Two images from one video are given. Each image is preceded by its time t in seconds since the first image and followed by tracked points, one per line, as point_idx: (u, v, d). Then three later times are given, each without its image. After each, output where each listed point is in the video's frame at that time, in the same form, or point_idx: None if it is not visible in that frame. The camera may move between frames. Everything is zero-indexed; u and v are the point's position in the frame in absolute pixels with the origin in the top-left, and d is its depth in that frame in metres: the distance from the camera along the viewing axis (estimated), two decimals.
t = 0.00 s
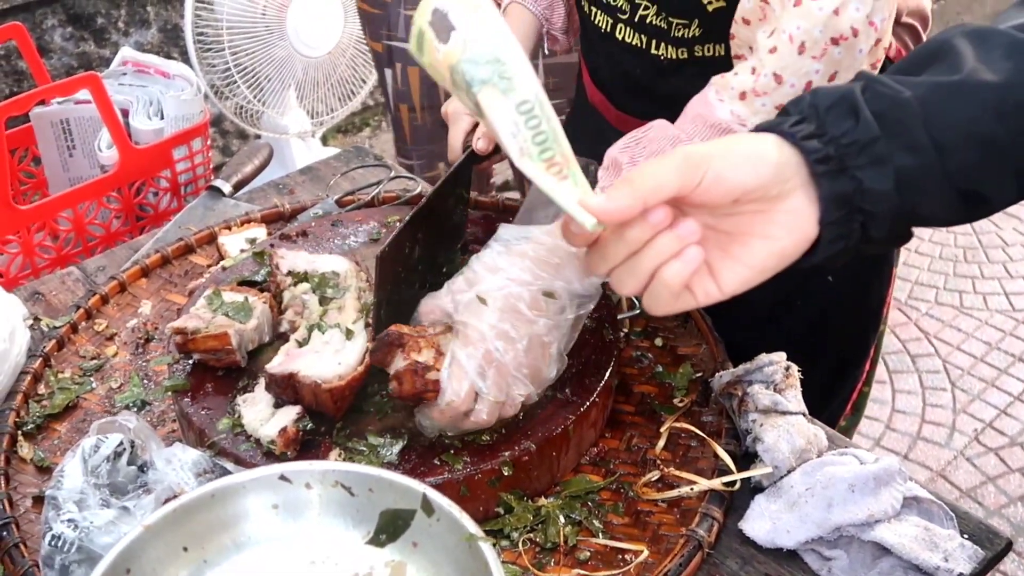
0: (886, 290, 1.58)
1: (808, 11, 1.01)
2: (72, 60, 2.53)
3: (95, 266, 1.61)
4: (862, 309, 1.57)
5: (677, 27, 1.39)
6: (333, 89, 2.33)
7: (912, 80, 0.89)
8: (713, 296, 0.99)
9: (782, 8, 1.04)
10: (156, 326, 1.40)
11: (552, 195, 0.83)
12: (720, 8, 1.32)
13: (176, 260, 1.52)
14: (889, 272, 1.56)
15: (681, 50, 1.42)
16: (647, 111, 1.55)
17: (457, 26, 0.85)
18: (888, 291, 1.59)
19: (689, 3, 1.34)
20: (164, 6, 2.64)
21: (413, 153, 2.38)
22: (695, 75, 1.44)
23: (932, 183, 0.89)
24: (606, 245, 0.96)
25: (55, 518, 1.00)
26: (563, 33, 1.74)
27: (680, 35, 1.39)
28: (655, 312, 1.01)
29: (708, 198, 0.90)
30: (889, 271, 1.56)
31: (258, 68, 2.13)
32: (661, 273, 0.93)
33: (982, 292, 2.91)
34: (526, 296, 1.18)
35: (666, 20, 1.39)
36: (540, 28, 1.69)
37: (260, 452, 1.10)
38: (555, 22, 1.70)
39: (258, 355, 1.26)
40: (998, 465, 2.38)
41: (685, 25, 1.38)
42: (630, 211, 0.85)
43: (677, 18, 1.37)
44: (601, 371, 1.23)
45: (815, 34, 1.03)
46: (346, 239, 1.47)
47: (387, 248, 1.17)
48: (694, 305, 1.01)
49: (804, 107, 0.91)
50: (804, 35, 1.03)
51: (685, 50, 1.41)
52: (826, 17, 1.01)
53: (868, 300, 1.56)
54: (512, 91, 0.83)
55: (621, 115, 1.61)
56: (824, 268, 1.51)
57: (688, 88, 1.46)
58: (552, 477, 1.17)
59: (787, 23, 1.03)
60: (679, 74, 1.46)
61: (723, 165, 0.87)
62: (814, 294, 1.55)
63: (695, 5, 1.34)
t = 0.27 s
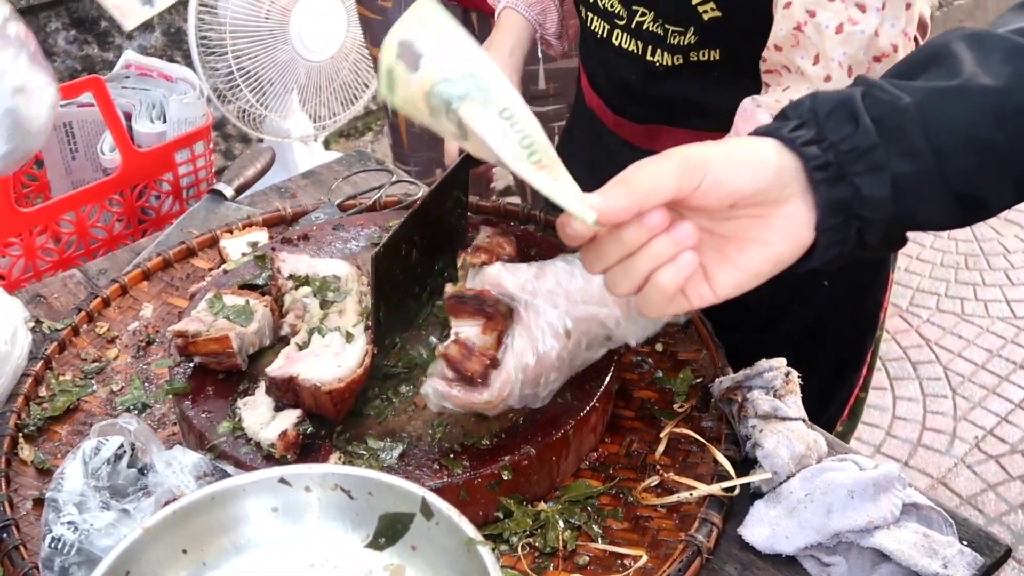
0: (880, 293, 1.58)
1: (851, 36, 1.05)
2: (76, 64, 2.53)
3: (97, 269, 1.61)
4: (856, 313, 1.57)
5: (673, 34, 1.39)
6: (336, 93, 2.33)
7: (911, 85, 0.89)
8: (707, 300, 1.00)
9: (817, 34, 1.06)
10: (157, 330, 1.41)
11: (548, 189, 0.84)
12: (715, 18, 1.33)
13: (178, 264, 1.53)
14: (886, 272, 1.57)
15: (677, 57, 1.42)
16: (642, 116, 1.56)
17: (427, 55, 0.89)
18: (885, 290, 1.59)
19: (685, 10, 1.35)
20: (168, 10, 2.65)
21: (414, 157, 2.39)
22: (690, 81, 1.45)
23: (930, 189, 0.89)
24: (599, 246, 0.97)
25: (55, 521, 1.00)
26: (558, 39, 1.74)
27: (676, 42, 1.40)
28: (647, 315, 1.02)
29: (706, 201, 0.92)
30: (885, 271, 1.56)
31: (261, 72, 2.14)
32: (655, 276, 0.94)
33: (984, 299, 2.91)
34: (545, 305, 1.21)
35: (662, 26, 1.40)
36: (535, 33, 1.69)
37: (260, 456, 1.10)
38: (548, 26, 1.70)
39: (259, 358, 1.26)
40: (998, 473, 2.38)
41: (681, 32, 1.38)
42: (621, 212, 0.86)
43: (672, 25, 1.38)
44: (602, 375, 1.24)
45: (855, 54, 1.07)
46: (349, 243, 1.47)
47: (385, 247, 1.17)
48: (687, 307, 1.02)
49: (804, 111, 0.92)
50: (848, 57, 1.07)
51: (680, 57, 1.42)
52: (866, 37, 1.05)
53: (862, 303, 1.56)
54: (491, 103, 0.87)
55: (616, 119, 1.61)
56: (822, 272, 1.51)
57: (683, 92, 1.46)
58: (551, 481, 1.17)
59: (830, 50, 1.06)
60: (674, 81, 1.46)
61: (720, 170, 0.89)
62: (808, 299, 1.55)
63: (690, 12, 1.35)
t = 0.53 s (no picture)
0: (881, 294, 1.56)
1: (824, 62, 1.07)
2: (78, 65, 2.53)
3: (99, 270, 1.61)
4: (857, 313, 1.56)
5: (676, 41, 1.41)
6: (338, 96, 2.34)
7: (932, 84, 0.90)
8: (728, 296, 1.01)
9: (793, 58, 1.09)
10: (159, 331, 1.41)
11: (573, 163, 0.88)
12: (716, 28, 1.35)
13: (180, 265, 1.53)
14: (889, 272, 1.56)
15: (680, 62, 1.43)
16: (645, 116, 1.55)
17: (409, 77, 0.93)
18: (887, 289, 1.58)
19: (685, 18, 1.37)
20: (171, 11, 2.65)
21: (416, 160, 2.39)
22: (692, 85, 1.45)
23: (952, 188, 0.90)
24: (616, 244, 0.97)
25: (55, 521, 1.00)
26: (559, 40, 1.74)
27: (679, 49, 1.42)
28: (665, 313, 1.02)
29: (725, 195, 0.92)
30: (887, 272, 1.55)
31: (264, 75, 2.13)
32: (676, 271, 0.94)
33: (985, 304, 2.91)
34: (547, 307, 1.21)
35: (666, 33, 1.41)
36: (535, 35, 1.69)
37: (261, 458, 1.10)
38: (549, 28, 1.70)
39: (260, 359, 1.26)
40: (1000, 478, 2.37)
41: (683, 40, 1.40)
42: (641, 199, 0.86)
43: (675, 32, 1.40)
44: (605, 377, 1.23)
45: (827, 83, 1.09)
46: (351, 244, 1.47)
47: (387, 251, 1.16)
48: (706, 305, 1.03)
49: (826, 107, 0.91)
50: (819, 84, 1.09)
51: (681, 63, 1.43)
52: (839, 66, 1.08)
53: (862, 304, 1.55)
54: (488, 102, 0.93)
55: (619, 119, 1.61)
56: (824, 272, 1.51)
57: (684, 96, 1.47)
58: (553, 484, 1.17)
59: (803, 75, 1.09)
60: (674, 86, 1.47)
61: (741, 163, 0.89)
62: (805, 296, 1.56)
63: (692, 20, 1.36)
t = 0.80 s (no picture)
0: (882, 292, 1.55)
1: (862, 62, 1.06)
2: (83, 65, 2.53)
3: (103, 270, 1.61)
4: (857, 311, 1.55)
5: (676, 42, 1.41)
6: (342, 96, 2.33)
7: (945, 67, 0.89)
8: (736, 280, 0.97)
9: (828, 63, 1.08)
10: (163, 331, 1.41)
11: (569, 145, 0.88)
12: (717, 29, 1.35)
13: (184, 265, 1.53)
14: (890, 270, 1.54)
15: (680, 63, 1.44)
16: (645, 116, 1.55)
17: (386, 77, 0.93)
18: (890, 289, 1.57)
19: (686, 19, 1.37)
20: (175, 12, 2.65)
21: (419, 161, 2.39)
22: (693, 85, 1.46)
23: (961, 173, 0.89)
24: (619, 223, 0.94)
25: (60, 522, 1.00)
26: (561, 41, 1.74)
27: (679, 50, 1.42)
28: (672, 297, 0.98)
29: (735, 171, 0.87)
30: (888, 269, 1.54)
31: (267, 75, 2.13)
32: (687, 254, 0.91)
33: (989, 305, 2.91)
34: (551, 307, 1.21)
35: (667, 33, 1.41)
36: (537, 36, 1.69)
37: (265, 459, 1.10)
38: (551, 29, 1.70)
39: (264, 360, 1.26)
40: (1004, 479, 2.37)
41: (683, 40, 1.40)
42: (642, 174, 0.84)
43: (676, 33, 1.40)
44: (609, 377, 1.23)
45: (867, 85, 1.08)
46: (356, 245, 1.47)
47: (390, 253, 1.16)
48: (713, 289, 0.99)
49: (836, 87, 0.89)
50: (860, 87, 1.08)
51: (681, 63, 1.44)
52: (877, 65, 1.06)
53: (862, 302, 1.54)
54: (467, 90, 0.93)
55: (620, 118, 1.60)
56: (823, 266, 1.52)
57: (683, 97, 1.47)
58: (558, 485, 1.17)
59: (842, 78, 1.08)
60: (673, 87, 1.48)
61: (750, 139, 0.84)
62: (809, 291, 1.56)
63: (692, 21, 1.37)
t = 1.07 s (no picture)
0: (885, 295, 1.56)
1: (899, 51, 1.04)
2: (85, 66, 2.54)
3: (105, 271, 1.61)
4: (859, 313, 1.56)
5: (677, 40, 1.41)
6: (343, 97, 2.34)
7: (937, 53, 0.88)
8: (720, 265, 0.96)
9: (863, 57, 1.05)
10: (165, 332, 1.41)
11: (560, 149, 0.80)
12: (718, 26, 1.35)
13: (186, 266, 1.53)
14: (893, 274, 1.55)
15: (682, 60, 1.44)
16: (646, 115, 1.55)
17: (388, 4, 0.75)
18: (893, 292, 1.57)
19: (688, 16, 1.37)
20: (176, 13, 2.65)
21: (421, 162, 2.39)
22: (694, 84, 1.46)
23: (954, 161, 0.89)
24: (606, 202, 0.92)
25: (61, 522, 1.00)
26: (560, 42, 1.74)
27: (681, 49, 1.42)
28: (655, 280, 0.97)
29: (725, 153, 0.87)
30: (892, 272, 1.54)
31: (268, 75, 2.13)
32: (670, 236, 0.89)
33: (991, 306, 2.91)
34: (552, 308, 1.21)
35: (667, 32, 1.41)
36: (537, 37, 1.69)
37: (267, 459, 1.10)
38: (549, 30, 1.70)
39: (265, 361, 1.26)
40: (1006, 480, 2.37)
41: (685, 39, 1.40)
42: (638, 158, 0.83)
43: (677, 31, 1.40)
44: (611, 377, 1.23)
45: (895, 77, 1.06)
46: (358, 246, 1.47)
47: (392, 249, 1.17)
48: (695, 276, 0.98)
49: (825, 74, 0.91)
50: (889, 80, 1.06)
51: (683, 62, 1.44)
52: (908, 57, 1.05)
53: (864, 305, 1.54)
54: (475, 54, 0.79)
55: (620, 118, 1.61)
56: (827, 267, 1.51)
57: (685, 96, 1.48)
58: (559, 485, 1.17)
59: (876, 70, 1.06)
60: (676, 87, 1.48)
61: (743, 122, 0.85)
62: (811, 293, 1.55)
63: (693, 18, 1.37)
